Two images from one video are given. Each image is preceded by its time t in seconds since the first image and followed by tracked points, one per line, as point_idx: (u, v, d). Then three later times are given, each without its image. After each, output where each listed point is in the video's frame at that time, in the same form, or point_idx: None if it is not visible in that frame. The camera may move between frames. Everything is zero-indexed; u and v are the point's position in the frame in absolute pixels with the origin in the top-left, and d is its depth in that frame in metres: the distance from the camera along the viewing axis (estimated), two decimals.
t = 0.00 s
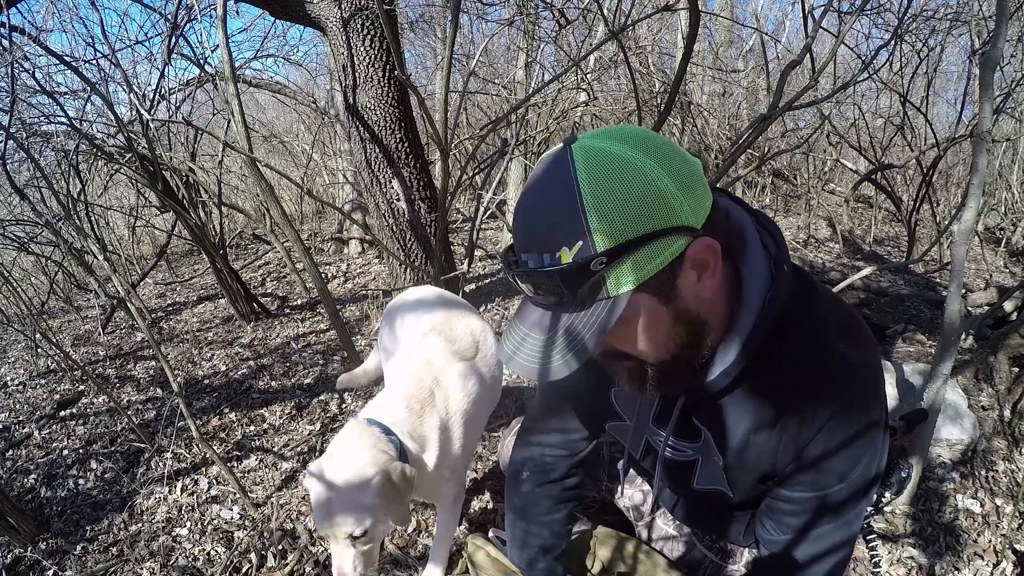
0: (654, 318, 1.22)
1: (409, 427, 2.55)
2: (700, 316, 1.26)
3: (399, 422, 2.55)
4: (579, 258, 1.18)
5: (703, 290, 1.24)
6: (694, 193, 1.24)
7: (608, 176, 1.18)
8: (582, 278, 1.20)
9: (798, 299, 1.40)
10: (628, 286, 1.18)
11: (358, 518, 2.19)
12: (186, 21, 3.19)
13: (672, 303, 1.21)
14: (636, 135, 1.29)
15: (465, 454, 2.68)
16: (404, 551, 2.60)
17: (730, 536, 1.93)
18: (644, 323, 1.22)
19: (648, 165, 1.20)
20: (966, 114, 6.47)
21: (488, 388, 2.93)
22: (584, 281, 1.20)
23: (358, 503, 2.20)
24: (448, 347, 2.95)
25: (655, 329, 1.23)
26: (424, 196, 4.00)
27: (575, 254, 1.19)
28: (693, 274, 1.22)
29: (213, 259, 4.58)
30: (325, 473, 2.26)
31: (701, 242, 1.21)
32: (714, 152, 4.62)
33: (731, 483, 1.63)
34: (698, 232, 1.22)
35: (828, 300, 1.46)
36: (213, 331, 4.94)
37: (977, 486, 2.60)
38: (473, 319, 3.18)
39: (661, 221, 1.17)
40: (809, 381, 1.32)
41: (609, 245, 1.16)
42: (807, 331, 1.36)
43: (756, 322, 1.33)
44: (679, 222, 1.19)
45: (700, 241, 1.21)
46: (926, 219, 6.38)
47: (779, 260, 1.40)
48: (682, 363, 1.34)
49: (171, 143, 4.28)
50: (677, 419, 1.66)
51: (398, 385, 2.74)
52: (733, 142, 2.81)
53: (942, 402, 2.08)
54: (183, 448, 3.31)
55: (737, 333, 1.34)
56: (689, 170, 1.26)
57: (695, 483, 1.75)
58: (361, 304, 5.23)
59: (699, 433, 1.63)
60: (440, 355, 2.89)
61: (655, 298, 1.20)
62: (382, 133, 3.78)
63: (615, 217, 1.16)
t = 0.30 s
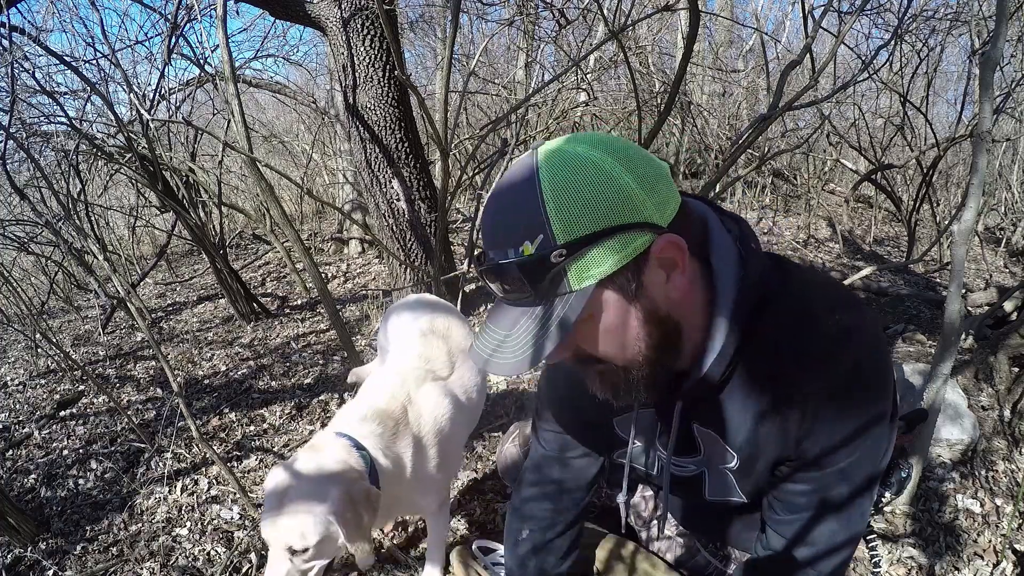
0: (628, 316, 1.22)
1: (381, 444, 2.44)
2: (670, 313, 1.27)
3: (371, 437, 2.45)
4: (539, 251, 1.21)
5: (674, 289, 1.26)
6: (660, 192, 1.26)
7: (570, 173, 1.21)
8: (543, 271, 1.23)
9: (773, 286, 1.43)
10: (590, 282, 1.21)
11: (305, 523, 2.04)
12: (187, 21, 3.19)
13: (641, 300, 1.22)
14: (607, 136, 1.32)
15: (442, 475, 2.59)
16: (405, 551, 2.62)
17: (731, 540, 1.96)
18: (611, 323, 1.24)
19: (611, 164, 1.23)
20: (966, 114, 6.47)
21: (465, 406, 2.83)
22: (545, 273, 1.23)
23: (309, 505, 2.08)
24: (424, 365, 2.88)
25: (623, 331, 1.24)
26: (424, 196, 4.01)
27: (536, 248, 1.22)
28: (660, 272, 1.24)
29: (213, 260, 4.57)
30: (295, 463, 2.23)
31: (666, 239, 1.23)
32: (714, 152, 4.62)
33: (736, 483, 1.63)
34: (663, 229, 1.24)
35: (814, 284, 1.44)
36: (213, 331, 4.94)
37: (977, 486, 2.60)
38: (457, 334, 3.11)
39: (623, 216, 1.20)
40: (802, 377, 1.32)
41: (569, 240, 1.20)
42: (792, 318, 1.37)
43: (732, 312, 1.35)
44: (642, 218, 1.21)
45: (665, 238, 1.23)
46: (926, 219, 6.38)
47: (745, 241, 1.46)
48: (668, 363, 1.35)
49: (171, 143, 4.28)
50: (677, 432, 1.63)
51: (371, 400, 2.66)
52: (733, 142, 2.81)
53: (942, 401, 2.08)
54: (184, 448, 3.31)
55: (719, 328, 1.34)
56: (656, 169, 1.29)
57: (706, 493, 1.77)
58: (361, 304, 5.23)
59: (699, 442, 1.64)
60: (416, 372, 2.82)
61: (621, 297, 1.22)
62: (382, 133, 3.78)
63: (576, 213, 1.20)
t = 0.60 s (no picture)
0: (622, 328, 1.25)
1: (351, 441, 2.31)
2: (676, 327, 1.28)
3: (341, 432, 2.33)
4: (538, 268, 1.17)
5: (677, 312, 1.25)
6: (681, 208, 1.17)
7: (579, 185, 1.13)
8: (542, 289, 1.20)
9: (797, 295, 1.42)
10: (586, 305, 1.19)
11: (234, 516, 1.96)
12: (187, 21, 3.19)
13: (641, 321, 1.23)
14: (628, 133, 1.21)
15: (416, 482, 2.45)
16: (405, 552, 2.62)
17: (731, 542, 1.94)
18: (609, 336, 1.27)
19: (627, 176, 1.14)
20: (966, 114, 6.47)
21: (442, 413, 2.71)
22: (544, 291, 1.20)
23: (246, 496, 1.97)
24: (405, 368, 2.80)
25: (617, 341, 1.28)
26: (424, 196, 4.02)
27: (536, 263, 1.17)
28: (668, 294, 1.22)
29: (213, 259, 4.57)
30: (261, 451, 2.12)
31: (676, 266, 1.19)
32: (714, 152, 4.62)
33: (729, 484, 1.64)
34: (675, 254, 1.17)
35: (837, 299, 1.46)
36: (213, 331, 4.94)
37: (977, 486, 2.60)
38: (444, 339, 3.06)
39: (631, 240, 1.13)
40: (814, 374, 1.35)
41: (570, 261, 1.14)
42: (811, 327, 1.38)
43: (754, 319, 1.31)
44: (651, 243, 1.14)
45: (673, 266, 1.18)
46: (926, 219, 6.38)
47: (779, 263, 1.38)
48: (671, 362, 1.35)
49: (171, 143, 4.28)
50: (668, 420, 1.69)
51: (343, 397, 2.53)
52: (733, 142, 2.80)
53: (942, 402, 2.08)
54: (184, 447, 3.31)
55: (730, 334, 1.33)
56: (680, 177, 1.19)
57: (686, 480, 1.82)
58: (361, 304, 5.23)
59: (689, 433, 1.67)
60: (390, 376, 2.71)
61: (621, 320, 1.23)
62: (382, 133, 3.78)
63: (582, 223, 1.12)
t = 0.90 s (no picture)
0: (571, 344, 1.36)
1: (329, 435, 2.29)
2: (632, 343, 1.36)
3: (321, 425, 2.32)
4: (498, 292, 1.31)
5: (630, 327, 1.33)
6: (622, 240, 1.29)
7: (531, 222, 1.27)
8: (500, 309, 1.33)
9: (756, 298, 1.46)
10: (539, 323, 1.31)
11: (178, 488, 1.97)
12: (187, 21, 3.19)
13: (593, 338, 1.33)
14: (582, 176, 1.34)
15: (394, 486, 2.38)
16: (404, 552, 2.63)
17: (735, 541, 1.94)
18: (564, 350, 1.38)
19: (572, 216, 1.28)
20: (966, 113, 6.47)
21: (427, 417, 2.69)
22: (502, 311, 1.33)
23: (191, 475, 1.94)
24: (392, 370, 2.80)
25: (575, 354, 1.37)
26: (424, 196, 4.01)
27: (497, 287, 1.31)
28: (613, 315, 1.31)
29: (213, 259, 4.57)
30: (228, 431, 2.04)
31: (620, 289, 1.29)
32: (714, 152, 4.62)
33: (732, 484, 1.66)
34: (617, 280, 1.28)
35: (792, 295, 1.49)
36: (213, 331, 4.94)
37: (977, 486, 2.60)
38: (435, 342, 3.03)
39: (574, 269, 1.26)
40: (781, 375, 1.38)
41: (523, 285, 1.28)
42: (777, 329, 1.41)
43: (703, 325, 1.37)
44: (593, 273, 1.27)
45: (617, 289, 1.28)
46: (926, 219, 6.38)
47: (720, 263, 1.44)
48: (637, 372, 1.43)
49: (171, 143, 4.28)
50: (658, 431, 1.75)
51: (328, 391, 2.54)
52: (733, 142, 2.80)
53: (942, 401, 2.08)
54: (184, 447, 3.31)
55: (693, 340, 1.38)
56: (623, 215, 1.31)
57: (700, 489, 1.83)
58: (361, 304, 5.23)
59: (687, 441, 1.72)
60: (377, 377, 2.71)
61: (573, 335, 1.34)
62: (382, 133, 3.78)
63: (529, 254, 1.26)
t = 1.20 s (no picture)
0: (557, 322, 1.45)
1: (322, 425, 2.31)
2: (616, 323, 1.44)
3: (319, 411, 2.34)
4: (482, 274, 1.42)
5: (611, 306, 1.41)
6: (597, 223, 1.38)
7: (510, 211, 1.38)
8: (485, 290, 1.44)
9: (745, 288, 1.48)
10: (523, 299, 1.42)
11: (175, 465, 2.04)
12: (187, 21, 3.19)
13: (574, 314, 1.42)
14: (561, 168, 1.43)
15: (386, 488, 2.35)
16: (404, 552, 2.63)
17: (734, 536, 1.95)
18: (550, 329, 1.47)
19: (548, 203, 1.37)
20: (966, 113, 6.47)
21: (424, 420, 2.66)
22: (487, 292, 1.44)
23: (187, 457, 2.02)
24: (393, 370, 2.80)
25: (564, 334, 1.46)
26: (424, 196, 4.01)
27: (480, 271, 1.43)
28: (593, 293, 1.40)
29: (213, 259, 4.57)
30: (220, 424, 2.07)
31: (594, 266, 1.38)
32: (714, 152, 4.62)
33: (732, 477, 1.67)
34: (592, 259, 1.38)
35: (794, 290, 1.46)
36: (213, 331, 4.94)
37: (976, 486, 2.60)
38: (436, 345, 3.02)
39: (550, 251, 1.37)
40: (779, 371, 1.37)
41: (504, 267, 1.40)
42: (764, 321, 1.42)
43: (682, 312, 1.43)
44: (568, 253, 1.36)
45: (592, 266, 1.38)
46: (926, 219, 6.38)
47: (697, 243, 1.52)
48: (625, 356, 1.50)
49: (171, 143, 4.28)
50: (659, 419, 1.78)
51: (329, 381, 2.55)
52: (733, 142, 2.80)
53: (942, 401, 2.08)
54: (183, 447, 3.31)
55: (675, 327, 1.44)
56: (598, 201, 1.40)
57: (694, 480, 1.86)
58: (361, 304, 5.24)
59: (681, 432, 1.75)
60: (376, 377, 2.70)
61: (557, 312, 1.43)
62: (382, 133, 3.77)
63: (508, 241, 1.38)
